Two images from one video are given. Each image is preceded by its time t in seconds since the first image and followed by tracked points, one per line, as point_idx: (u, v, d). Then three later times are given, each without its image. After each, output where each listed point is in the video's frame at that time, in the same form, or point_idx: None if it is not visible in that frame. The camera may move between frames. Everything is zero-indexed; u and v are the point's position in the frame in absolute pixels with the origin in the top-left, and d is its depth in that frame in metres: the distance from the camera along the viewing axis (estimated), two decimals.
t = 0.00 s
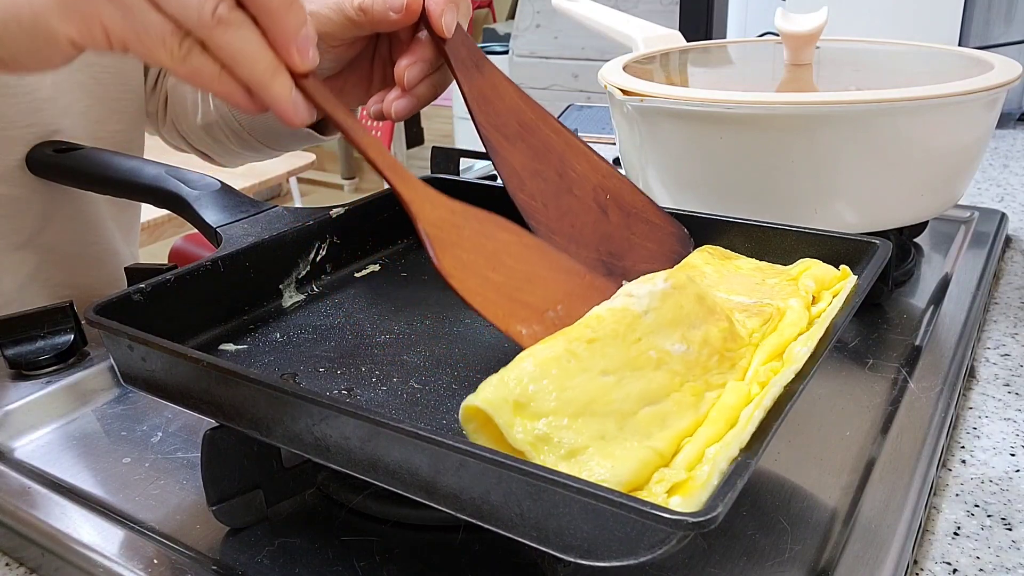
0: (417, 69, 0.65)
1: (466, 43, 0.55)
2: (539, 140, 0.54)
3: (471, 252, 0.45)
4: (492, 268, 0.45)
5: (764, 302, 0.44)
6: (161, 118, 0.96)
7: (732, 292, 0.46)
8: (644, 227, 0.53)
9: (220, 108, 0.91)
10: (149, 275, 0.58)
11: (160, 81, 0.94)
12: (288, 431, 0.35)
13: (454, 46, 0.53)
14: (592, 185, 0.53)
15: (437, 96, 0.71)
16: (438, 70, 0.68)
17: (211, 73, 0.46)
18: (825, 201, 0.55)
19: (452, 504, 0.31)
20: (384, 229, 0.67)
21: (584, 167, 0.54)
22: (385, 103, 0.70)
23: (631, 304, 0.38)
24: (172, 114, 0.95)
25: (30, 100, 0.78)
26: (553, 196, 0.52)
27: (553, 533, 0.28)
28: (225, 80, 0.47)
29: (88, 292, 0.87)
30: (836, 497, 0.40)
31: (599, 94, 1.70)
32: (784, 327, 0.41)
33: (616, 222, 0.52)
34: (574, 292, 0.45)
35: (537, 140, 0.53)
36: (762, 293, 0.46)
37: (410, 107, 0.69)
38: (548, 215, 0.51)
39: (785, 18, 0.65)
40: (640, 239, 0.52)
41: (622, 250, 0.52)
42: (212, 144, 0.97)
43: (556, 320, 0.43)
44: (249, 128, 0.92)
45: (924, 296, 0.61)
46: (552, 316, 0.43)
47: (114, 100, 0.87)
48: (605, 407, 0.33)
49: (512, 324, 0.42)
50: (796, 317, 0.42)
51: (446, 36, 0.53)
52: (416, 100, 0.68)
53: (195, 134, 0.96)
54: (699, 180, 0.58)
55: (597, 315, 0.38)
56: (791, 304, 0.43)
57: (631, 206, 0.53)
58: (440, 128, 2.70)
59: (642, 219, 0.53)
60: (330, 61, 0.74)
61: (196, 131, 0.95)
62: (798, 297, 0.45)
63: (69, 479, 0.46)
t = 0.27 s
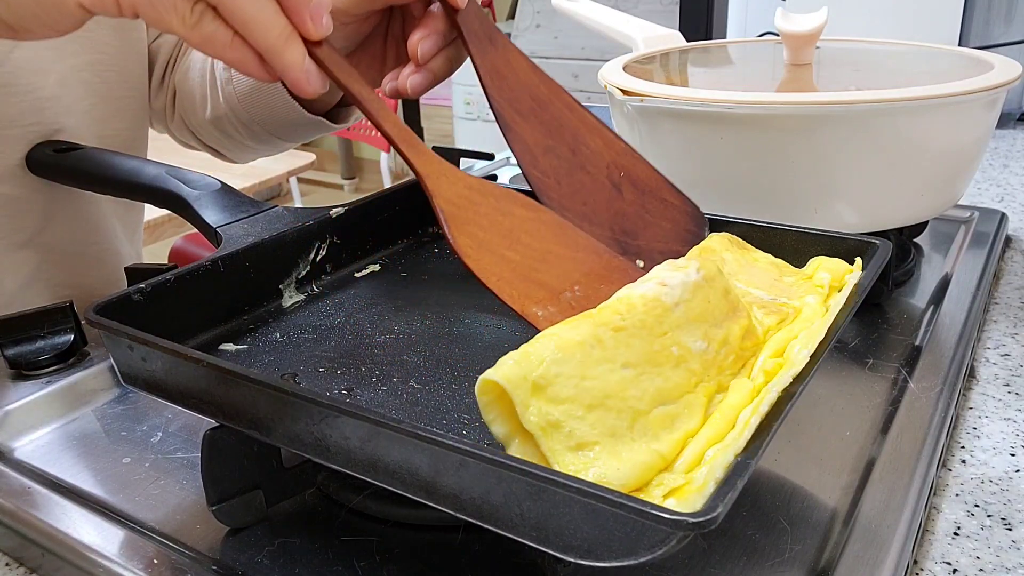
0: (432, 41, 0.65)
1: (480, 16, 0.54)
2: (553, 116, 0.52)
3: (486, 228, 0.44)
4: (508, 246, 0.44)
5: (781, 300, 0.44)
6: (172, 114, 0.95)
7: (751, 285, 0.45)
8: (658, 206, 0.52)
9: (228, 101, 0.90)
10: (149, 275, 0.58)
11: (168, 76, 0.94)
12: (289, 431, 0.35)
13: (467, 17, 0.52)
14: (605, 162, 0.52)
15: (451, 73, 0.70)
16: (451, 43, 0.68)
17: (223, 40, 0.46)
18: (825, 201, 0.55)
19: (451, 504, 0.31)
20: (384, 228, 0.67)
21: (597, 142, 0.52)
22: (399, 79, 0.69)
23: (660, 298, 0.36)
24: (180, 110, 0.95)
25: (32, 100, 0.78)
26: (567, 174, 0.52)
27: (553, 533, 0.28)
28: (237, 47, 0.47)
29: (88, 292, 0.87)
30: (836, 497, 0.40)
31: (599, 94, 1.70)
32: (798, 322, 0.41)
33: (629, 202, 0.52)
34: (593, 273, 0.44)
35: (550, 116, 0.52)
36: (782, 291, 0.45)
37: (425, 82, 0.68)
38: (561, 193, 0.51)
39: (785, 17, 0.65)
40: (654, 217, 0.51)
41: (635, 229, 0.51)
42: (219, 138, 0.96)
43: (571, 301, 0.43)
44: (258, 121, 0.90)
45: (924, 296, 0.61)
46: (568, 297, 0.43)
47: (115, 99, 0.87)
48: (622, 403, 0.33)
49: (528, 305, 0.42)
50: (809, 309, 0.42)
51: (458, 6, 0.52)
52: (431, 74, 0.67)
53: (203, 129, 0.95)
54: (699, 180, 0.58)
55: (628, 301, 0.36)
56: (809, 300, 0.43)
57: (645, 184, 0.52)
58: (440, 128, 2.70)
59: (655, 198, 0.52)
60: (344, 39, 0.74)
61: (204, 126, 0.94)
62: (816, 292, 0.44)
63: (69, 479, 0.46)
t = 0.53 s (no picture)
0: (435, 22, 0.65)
1: None
2: (562, 94, 0.51)
3: (495, 217, 0.43)
4: (517, 236, 0.43)
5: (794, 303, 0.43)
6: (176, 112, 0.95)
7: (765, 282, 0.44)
8: (671, 184, 0.50)
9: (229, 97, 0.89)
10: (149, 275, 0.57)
11: (170, 74, 0.94)
12: (286, 433, 0.35)
13: None
14: (615, 140, 0.51)
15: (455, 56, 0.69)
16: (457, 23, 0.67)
17: (228, 22, 0.46)
18: (826, 201, 0.55)
19: (448, 508, 0.31)
20: (387, 228, 0.67)
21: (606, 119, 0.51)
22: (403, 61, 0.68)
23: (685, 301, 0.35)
24: (183, 108, 0.94)
25: (32, 99, 0.77)
26: (576, 154, 0.50)
27: (548, 538, 0.28)
28: (241, 29, 0.46)
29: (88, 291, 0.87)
30: (837, 498, 0.40)
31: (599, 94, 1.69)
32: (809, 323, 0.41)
33: (641, 180, 0.50)
34: (606, 265, 0.43)
35: (558, 94, 0.51)
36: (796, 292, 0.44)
37: (429, 63, 0.67)
38: (571, 176, 0.49)
39: (786, 17, 0.65)
40: (667, 197, 0.50)
41: (648, 208, 0.49)
42: (226, 138, 0.96)
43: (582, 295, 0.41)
44: (265, 118, 0.89)
45: (925, 296, 0.60)
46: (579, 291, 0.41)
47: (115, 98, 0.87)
48: (635, 408, 0.32)
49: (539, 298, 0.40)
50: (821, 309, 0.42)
51: None
52: (436, 55, 0.67)
53: (206, 126, 0.94)
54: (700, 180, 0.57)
55: (653, 299, 0.35)
56: (819, 301, 0.43)
57: (658, 162, 0.50)
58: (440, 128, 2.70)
59: (667, 176, 0.51)
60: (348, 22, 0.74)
61: (208, 123, 0.94)
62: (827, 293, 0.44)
63: (68, 479, 0.46)
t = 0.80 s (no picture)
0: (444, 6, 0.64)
1: None
2: (578, 76, 0.50)
3: (510, 207, 0.43)
4: (531, 227, 0.43)
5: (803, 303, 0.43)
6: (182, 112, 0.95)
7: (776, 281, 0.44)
8: (694, 165, 0.49)
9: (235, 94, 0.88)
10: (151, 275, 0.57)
11: (175, 73, 0.93)
12: (284, 434, 0.35)
13: None
14: (634, 122, 0.50)
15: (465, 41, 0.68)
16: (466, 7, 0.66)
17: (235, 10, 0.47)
18: (827, 202, 0.55)
19: (443, 510, 0.31)
20: (392, 228, 0.67)
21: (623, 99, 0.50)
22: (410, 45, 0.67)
23: (711, 298, 0.36)
24: (188, 107, 0.94)
25: (34, 99, 0.78)
26: (594, 136, 0.49)
27: (543, 542, 0.28)
28: (247, 16, 0.48)
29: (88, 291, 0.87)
30: (837, 498, 0.40)
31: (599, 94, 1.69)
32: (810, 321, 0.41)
33: (664, 161, 0.49)
34: (622, 255, 0.42)
35: (574, 76, 0.50)
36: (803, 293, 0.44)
37: (438, 48, 0.66)
38: (591, 158, 0.48)
39: (786, 17, 0.65)
40: (690, 177, 0.49)
41: (669, 190, 0.49)
42: (233, 137, 0.95)
43: (599, 285, 0.40)
44: (271, 115, 0.87)
45: (925, 296, 0.60)
46: (596, 282, 0.41)
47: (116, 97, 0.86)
48: (658, 418, 0.31)
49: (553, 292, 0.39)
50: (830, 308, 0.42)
51: None
52: (445, 39, 0.66)
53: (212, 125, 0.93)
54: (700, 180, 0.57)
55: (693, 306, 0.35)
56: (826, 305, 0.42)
57: (681, 143, 0.49)
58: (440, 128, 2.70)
59: (691, 156, 0.49)
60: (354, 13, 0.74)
61: (215, 122, 0.93)
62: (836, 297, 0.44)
63: (68, 479, 0.46)
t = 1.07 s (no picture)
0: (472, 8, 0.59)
1: None
2: (621, 71, 0.47)
3: (545, 196, 0.41)
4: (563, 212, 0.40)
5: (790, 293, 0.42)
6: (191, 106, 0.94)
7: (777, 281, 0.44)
8: (749, 154, 0.46)
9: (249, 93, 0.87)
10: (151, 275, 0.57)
11: (186, 71, 0.93)
12: (284, 433, 0.35)
13: None
14: (681, 116, 0.47)
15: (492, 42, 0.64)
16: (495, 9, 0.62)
17: None
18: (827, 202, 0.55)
19: (443, 510, 0.31)
20: (393, 228, 0.67)
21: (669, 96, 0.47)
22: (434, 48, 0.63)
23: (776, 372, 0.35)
24: (199, 105, 0.94)
25: (35, 100, 0.77)
26: (643, 129, 0.45)
27: (543, 542, 0.28)
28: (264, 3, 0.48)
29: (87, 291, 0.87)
30: (837, 498, 0.40)
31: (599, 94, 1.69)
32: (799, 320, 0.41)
33: (717, 152, 0.46)
34: (662, 240, 0.40)
35: (616, 72, 0.47)
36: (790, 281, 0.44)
37: (465, 52, 0.62)
38: (640, 154, 0.44)
39: (786, 17, 0.65)
40: (749, 168, 0.46)
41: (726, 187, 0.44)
42: (243, 133, 0.95)
43: (639, 270, 0.38)
44: (285, 113, 0.86)
45: (925, 296, 0.60)
46: (635, 267, 0.38)
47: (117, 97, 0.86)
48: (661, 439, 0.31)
49: (589, 276, 0.37)
50: (828, 320, 0.41)
51: None
52: (473, 43, 0.62)
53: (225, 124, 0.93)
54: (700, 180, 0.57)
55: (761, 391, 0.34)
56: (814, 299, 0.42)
57: (731, 134, 0.47)
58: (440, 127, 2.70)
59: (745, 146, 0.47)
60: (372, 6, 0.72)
61: (226, 120, 0.93)
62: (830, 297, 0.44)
63: (67, 479, 0.46)
